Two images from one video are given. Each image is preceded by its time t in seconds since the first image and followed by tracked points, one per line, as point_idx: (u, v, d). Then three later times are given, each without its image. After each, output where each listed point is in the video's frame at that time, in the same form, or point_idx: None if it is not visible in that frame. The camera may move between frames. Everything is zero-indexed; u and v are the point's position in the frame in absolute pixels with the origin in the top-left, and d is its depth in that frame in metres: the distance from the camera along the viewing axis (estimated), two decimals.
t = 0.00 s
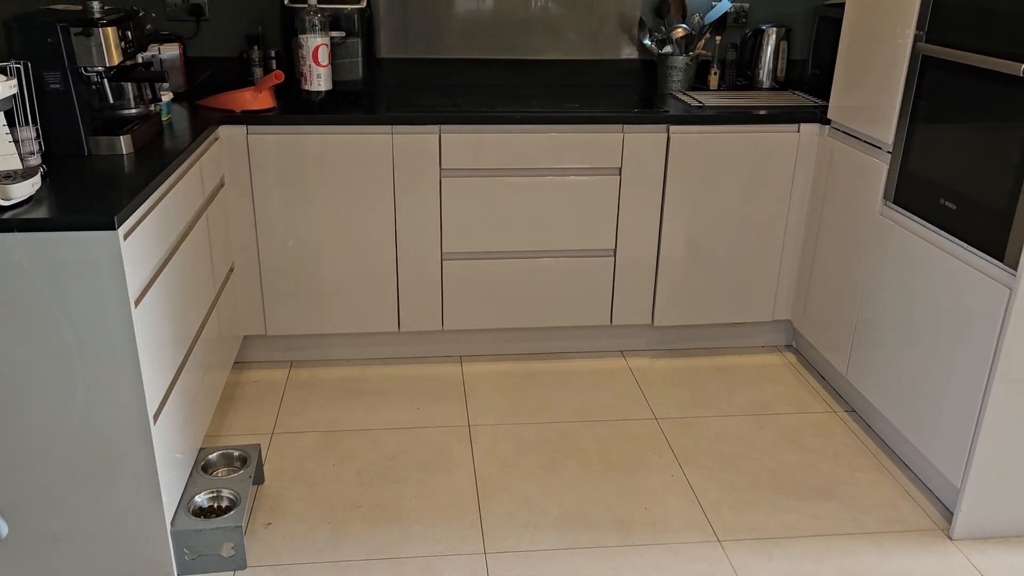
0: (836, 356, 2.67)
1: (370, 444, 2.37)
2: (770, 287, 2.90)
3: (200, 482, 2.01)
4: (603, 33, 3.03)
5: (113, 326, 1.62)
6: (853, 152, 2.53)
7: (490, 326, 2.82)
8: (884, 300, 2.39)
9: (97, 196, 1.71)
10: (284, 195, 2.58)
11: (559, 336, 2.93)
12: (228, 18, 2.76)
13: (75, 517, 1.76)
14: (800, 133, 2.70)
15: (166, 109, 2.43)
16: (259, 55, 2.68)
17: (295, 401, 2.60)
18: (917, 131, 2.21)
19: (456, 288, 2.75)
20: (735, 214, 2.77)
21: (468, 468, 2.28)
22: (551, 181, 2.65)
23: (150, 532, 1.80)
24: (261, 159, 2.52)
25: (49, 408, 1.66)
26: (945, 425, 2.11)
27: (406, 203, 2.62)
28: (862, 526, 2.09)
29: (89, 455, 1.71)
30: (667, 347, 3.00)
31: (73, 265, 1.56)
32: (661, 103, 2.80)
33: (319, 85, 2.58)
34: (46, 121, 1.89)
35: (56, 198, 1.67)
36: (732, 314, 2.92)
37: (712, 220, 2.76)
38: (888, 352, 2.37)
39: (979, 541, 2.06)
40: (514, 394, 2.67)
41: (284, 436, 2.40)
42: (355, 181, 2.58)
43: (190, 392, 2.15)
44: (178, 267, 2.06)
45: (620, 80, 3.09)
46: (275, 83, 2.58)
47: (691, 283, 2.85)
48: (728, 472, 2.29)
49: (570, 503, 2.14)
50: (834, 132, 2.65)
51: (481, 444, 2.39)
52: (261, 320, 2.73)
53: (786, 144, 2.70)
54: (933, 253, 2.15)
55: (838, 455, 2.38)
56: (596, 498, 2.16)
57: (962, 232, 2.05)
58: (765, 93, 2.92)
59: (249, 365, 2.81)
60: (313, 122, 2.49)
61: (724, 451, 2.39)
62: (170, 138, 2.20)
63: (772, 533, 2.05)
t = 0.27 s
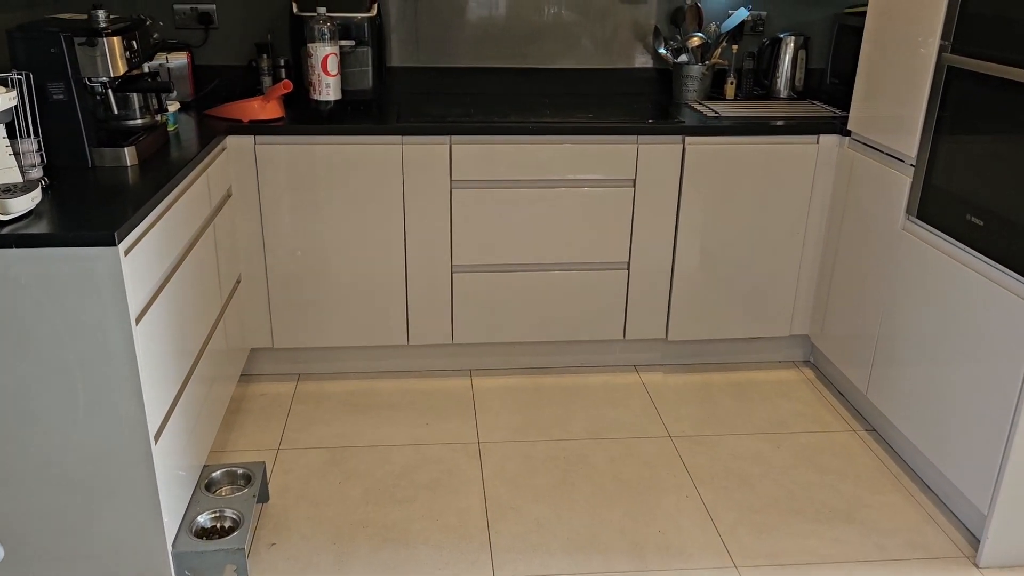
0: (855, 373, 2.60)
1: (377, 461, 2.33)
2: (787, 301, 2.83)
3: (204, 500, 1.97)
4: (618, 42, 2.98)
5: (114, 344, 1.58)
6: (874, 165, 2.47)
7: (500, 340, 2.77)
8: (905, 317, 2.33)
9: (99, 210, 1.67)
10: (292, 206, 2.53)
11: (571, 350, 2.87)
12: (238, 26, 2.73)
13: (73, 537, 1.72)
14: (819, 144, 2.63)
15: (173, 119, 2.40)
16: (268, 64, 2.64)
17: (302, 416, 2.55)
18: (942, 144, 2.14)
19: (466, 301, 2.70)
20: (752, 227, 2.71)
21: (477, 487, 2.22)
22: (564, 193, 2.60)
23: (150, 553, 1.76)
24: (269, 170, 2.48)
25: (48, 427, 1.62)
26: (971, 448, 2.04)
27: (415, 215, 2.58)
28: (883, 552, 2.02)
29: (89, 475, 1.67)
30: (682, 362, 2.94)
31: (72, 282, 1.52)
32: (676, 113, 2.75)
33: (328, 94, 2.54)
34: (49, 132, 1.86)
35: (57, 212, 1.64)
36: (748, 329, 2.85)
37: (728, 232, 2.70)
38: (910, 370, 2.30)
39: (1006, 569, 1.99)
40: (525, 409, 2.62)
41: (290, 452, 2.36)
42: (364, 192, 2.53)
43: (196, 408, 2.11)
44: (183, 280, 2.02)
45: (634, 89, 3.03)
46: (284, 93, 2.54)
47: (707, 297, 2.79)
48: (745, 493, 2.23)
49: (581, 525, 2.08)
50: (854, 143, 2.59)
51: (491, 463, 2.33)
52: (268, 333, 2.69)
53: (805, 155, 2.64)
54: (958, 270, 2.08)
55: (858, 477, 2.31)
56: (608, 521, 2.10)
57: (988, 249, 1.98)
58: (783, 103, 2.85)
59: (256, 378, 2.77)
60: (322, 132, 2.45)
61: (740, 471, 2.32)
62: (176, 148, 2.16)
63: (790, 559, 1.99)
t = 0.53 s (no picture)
0: (886, 395, 2.51)
1: (392, 483, 2.26)
2: (815, 319, 2.75)
3: (215, 525, 1.91)
4: (640, 52, 2.91)
5: (122, 365, 1.52)
6: (908, 180, 2.38)
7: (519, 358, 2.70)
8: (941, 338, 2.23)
9: (108, 226, 1.62)
10: (308, 220, 2.48)
11: (592, 368, 2.79)
12: (255, 36, 2.69)
13: (79, 562, 1.67)
14: (850, 158, 2.55)
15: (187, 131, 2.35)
16: (284, 74, 2.60)
17: (315, 434, 2.49)
18: (982, 158, 2.05)
19: (485, 318, 2.63)
20: (779, 243, 2.63)
21: (495, 511, 2.15)
22: (586, 207, 2.53)
23: None
24: (284, 184, 2.43)
25: (54, 451, 1.56)
26: (1012, 477, 1.94)
27: (433, 229, 2.51)
28: None
29: (96, 499, 1.62)
30: (706, 381, 2.86)
31: (79, 301, 1.46)
32: (701, 125, 2.68)
33: (344, 106, 2.47)
34: (58, 145, 1.81)
35: (65, 228, 1.58)
36: (774, 348, 2.77)
37: (754, 249, 2.62)
38: (946, 393, 2.21)
39: None
40: (545, 430, 2.54)
41: (303, 473, 2.30)
42: (381, 207, 2.47)
43: (207, 429, 2.05)
44: (197, 296, 1.97)
45: (657, 100, 2.96)
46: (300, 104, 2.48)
47: (732, 315, 2.70)
48: (774, 521, 2.14)
49: (603, 553, 2.01)
50: (886, 157, 2.50)
51: (509, 486, 2.26)
52: (282, 350, 2.63)
53: (835, 170, 2.55)
54: (999, 290, 1.99)
55: (891, 504, 2.22)
56: (632, 549, 2.02)
57: None
58: (811, 115, 2.77)
59: (269, 395, 2.71)
60: (338, 145, 2.39)
61: (768, 496, 2.24)
62: (190, 162, 2.11)
63: None
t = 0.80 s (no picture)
0: (928, 423, 2.41)
1: (415, 510, 2.19)
2: (852, 343, 2.65)
3: (234, 555, 1.86)
4: (671, 66, 2.84)
5: (137, 394, 1.46)
6: (953, 200, 2.29)
7: (545, 380, 2.63)
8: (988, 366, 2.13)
9: (126, 248, 1.56)
10: (330, 238, 2.42)
11: (620, 391, 2.71)
12: (279, 49, 2.65)
13: None
14: (891, 176, 2.46)
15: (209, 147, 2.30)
16: (307, 88, 2.55)
17: (336, 457, 2.43)
18: None
19: (510, 339, 2.56)
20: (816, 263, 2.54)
21: (521, 542, 2.07)
22: (616, 226, 2.45)
23: None
24: (306, 201, 2.37)
25: (67, 482, 1.51)
26: None
27: (458, 248, 2.45)
28: None
29: (109, 532, 1.56)
30: (738, 405, 2.77)
31: (94, 328, 1.41)
32: (734, 141, 2.59)
33: (369, 122, 2.42)
34: (77, 163, 1.76)
35: (82, 251, 1.53)
36: (809, 372, 2.67)
37: (789, 270, 2.53)
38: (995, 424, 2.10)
39: None
40: (571, 455, 2.46)
41: (323, 499, 2.23)
42: (405, 225, 2.41)
43: (226, 455, 1.98)
44: (217, 318, 1.91)
45: (688, 115, 2.88)
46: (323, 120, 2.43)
47: (765, 337, 2.61)
48: (812, 556, 2.04)
49: None
50: (929, 176, 2.41)
51: (535, 514, 2.18)
52: (303, 370, 2.57)
53: (875, 188, 2.46)
54: None
55: (935, 540, 2.12)
56: None
57: None
58: (849, 131, 2.68)
59: (289, 416, 2.65)
60: (361, 161, 2.33)
61: (805, 529, 2.14)
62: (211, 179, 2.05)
63: None
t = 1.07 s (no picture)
0: (976, 455, 2.31)
1: (443, 539, 2.13)
2: (895, 368, 2.56)
3: None
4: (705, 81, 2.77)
5: (163, 426, 1.42)
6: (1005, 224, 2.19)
7: (576, 402, 2.56)
8: None
9: (152, 273, 1.52)
10: (359, 257, 2.37)
11: (652, 415, 2.64)
12: (308, 64, 2.62)
13: None
14: (938, 198, 2.37)
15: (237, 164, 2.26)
16: (336, 103, 2.50)
17: (362, 481, 2.38)
18: None
19: (540, 360, 2.50)
20: (858, 287, 2.45)
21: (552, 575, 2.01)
22: (651, 247, 2.39)
23: None
24: (335, 219, 2.33)
25: (91, 515, 1.46)
26: None
27: (488, 267, 2.39)
28: None
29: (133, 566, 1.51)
30: (774, 430, 2.68)
31: (120, 358, 1.37)
32: (772, 159, 2.51)
33: (399, 138, 2.35)
34: (104, 183, 1.72)
35: (108, 276, 1.49)
36: (849, 398, 2.59)
37: (830, 293, 2.45)
38: None
39: None
40: (602, 482, 2.40)
41: (349, 525, 2.18)
42: (435, 244, 2.36)
43: (250, 481, 1.94)
44: (244, 342, 1.87)
45: (723, 131, 2.81)
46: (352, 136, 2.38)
47: (804, 362, 2.53)
48: None
49: None
50: (979, 197, 2.32)
51: (566, 546, 2.12)
52: (328, 390, 2.53)
53: (921, 210, 2.37)
54: None
55: None
56: None
57: None
58: (892, 149, 2.60)
59: (315, 436, 2.61)
60: (391, 178, 2.29)
61: (848, 567, 2.06)
62: (239, 197, 2.01)
63: None
